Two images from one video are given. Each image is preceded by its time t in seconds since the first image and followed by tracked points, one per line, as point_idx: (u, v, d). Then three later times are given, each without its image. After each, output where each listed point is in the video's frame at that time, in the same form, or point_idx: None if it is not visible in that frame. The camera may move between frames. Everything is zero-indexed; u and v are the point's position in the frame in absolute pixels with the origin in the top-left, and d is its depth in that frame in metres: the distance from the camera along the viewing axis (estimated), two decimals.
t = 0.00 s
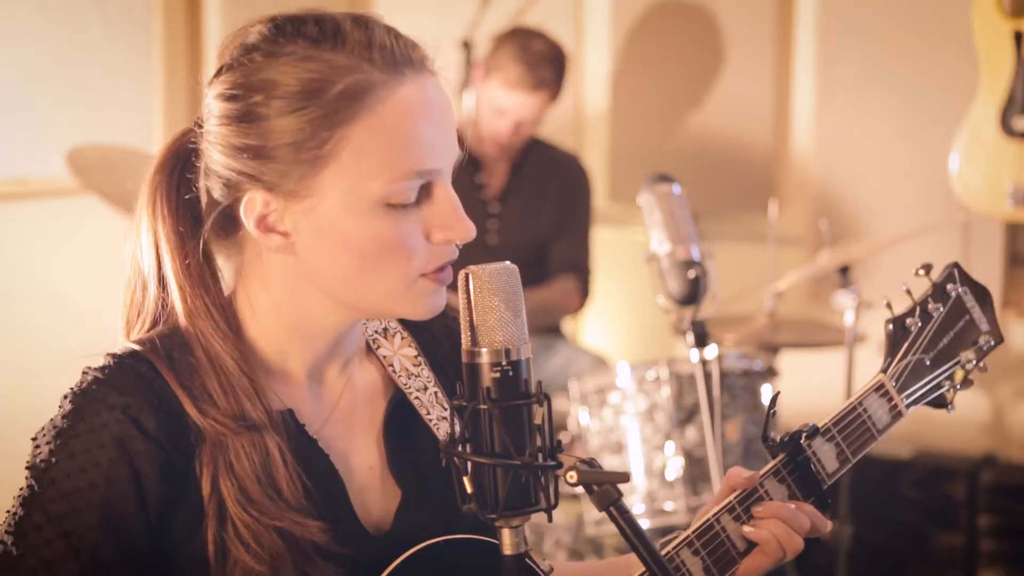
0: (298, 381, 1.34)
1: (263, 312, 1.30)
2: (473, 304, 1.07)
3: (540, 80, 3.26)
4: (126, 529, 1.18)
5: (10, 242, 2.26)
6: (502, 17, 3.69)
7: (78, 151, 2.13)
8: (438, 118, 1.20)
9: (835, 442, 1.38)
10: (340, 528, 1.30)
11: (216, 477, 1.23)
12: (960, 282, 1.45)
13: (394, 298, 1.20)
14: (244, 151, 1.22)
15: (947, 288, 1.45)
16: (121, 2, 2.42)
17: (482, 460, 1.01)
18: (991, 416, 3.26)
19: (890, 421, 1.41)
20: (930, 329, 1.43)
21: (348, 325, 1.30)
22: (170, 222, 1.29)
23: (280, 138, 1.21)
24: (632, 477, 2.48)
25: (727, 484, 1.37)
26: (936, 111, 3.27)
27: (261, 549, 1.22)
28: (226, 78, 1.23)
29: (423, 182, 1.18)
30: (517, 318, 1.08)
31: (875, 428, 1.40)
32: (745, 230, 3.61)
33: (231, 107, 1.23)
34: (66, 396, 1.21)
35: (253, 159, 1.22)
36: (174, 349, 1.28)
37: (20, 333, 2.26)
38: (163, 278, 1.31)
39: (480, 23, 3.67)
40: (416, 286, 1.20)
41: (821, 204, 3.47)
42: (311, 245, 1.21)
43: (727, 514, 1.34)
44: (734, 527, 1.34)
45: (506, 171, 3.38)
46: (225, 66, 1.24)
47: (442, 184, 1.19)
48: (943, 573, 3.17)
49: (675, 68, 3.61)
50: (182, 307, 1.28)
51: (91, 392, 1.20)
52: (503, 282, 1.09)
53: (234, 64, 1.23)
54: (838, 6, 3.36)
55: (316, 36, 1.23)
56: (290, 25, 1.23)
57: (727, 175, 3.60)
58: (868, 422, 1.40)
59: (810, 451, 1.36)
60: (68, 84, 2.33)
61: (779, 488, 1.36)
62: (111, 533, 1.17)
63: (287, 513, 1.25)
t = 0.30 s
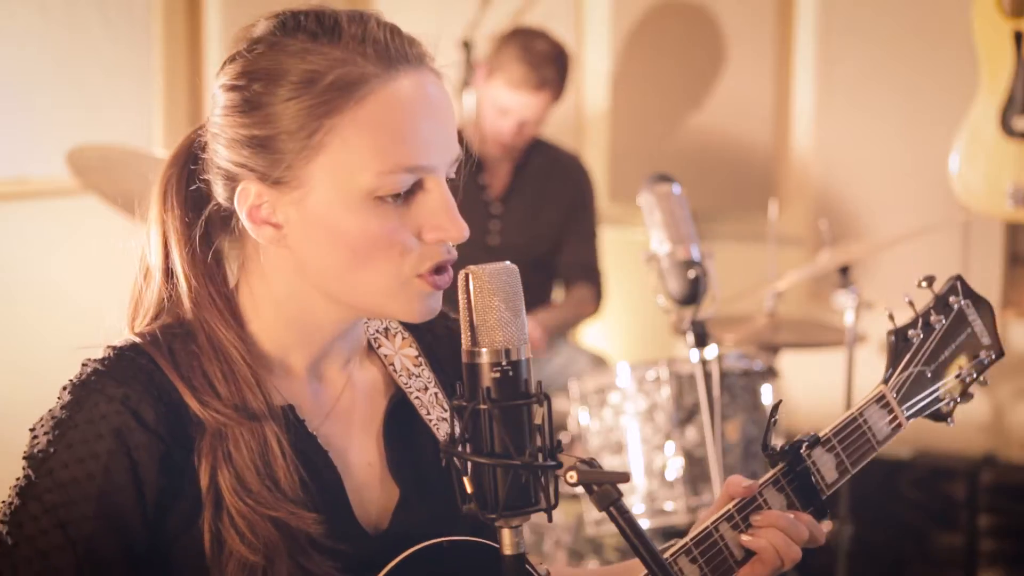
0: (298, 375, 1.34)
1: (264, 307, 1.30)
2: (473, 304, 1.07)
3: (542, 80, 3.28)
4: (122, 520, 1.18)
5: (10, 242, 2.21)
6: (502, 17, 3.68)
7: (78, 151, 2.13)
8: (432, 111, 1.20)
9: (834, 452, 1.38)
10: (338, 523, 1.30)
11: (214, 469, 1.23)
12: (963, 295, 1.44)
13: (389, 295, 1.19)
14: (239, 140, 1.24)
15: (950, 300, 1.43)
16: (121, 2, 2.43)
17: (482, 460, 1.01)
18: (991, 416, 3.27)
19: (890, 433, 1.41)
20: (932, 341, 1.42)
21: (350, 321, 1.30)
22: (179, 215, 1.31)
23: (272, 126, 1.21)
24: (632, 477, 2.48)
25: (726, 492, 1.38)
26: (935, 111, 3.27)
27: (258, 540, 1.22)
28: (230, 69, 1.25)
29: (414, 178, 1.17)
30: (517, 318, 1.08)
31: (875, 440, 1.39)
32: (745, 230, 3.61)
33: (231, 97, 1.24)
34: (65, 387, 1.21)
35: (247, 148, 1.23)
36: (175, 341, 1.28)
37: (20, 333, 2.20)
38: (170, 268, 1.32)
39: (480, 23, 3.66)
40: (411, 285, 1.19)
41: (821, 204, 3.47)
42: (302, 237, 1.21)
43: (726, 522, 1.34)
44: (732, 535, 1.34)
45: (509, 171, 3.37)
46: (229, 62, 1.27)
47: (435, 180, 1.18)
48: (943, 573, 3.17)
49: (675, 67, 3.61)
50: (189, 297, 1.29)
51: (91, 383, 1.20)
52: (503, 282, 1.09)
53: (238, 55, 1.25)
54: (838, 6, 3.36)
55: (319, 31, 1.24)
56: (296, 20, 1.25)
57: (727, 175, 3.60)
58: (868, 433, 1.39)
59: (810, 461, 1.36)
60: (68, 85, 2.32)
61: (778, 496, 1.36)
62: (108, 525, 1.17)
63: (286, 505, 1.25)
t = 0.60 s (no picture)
0: (299, 378, 1.33)
1: (267, 308, 1.30)
2: (473, 304, 1.07)
3: (549, 78, 3.18)
4: (127, 523, 1.17)
5: (10, 242, 2.21)
6: (502, 17, 3.63)
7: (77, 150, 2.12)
8: (429, 101, 1.20)
9: (826, 461, 1.38)
10: (341, 523, 1.30)
11: (219, 470, 1.22)
12: (949, 307, 1.43)
13: (392, 288, 1.19)
14: (237, 135, 1.24)
15: (937, 313, 1.43)
16: (120, 2, 2.43)
17: (482, 460, 1.01)
18: (991, 415, 3.27)
19: (880, 443, 1.41)
20: (920, 353, 1.42)
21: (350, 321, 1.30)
22: (181, 216, 1.31)
23: (270, 119, 1.21)
24: (632, 477, 2.48)
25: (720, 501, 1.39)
26: (935, 111, 3.27)
27: (262, 538, 1.22)
28: (228, 65, 1.25)
29: (412, 168, 1.17)
30: (517, 318, 1.08)
31: (865, 450, 1.39)
32: (745, 230, 3.60)
33: (229, 91, 1.24)
34: (68, 389, 1.20)
35: (247, 142, 1.23)
36: (178, 341, 1.28)
37: (20, 333, 2.22)
38: (172, 267, 1.32)
39: (480, 23, 3.62)
40: (414, 276, 1.19)
41: (821, 204, 3.47)
42: (300, 230, 1.21)
43: (721, 530, 1.34)
44: (727, 543, 1.34)
45: (514, 171, 3.35)
46: (226, 59, 1.27)
47: (433, 171, 1.18)
48: (943, 573, 3.17)
49: (675, 67, 3.58)
50: (191, 296, 1.29)
51: (94, 386, 1.20)
52: (503, 282, 1.09)
53: (236, 51, 1.25)
54: (838, 6, 3.37)
55: (317, 26, 1.25)
56: (294, 16, 1.26)
57: (727, 175, 3.58)
58: (858, 443, 1.39)
59: (802, 470, 1.37)
60: (68, 85, 2.32)
61: (772, 505, 1.36)
62: (113, 528, 1.16)
63: (290, 503, 1.25)
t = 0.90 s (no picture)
0: (302, 380, 1.33)
1: (268, 307, 1.29)
2: (473, 304, 1.07)
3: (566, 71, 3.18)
4: (132, 524, 1.17)
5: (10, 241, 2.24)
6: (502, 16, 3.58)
7: (77, 150, 2.11)
8: (418, 91, 1.19)
9: (820, 459, 1.37)
10: (343, 523, 1.30)
11: (223, 470, 1.22)
12: (937, 306, 1.44)
13: (382, 283, 1.19)
14: (231, 130, 1.24)
15: (925, 311, 1.43)
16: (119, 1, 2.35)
17: (482, 460, 1.01)
18: (991, 415, 3.27)
19: (873, 440, 1.41)
20: (910, 351, 1.43)
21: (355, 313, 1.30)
22: (185, 219, 1.32)
23: (262, 115, 1.21)
24: (632, 477, 2.48)
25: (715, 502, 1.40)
26: (934, 110, 3.27)
27: (265, 538, 1.22)
28: (222, 63, 1.26)
29: (401, 158, 1.17)
30: (517, 318, 1.08)
31: (858, 447, 1.40)
32: (745, 230, 3.60)
33: (223, 88, 1.25)
34: (71, 390, 1.20)
35: (241, 139, 1.23)
36: (180, 342, 1.27)
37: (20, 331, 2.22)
38: (175, 268, 1.32)
39: (479, 23, 3.54)
40: (398, 268, 1.19)
41: (822, 204, 3.47)
42: (293, 224, 1.21)
43: (719, 527, 1.34)
44: (725, 540, 1.34)
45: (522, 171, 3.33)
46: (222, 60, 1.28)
47: (423, 162, 1.18)
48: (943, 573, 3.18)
49: (675, 67, 3.58)
50: (196, 296, 1.29)
51: (98, 386, 1.19)
52: (503, 282, 1.10)
53: (231, 49, 1.26)
54: (837, 6, 3.37)
55: (309, 22, 1.25)
56: (287, 13, 1.26)
57: (727, 176, 3.58)
58: (850, 439, 1.40)
59: (797, 467, 1.36)
60: (65, 83, 2.30)
61: (768, 502, 1.36)
62: (118, 528, 1.16)
63: (293, 503, 1.26)
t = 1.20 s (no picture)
0: (302, 381, 1.33)
1: (270, 307, 1.29)
2: (473, 303, 1.07)
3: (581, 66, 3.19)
4: (135, 525, 1.17)
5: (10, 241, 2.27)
6: (503, 16, 3.55)
7: (77, 150, 2.11)
8: (424, 100, 1.19)
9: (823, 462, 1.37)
10: (344, 514, 1.29)
11: (226, 470, 1.23)
12: (940, 309, 1.46)
13: (367, 289, 1.19)
14: (236, 125, 1.25)
15: (928, 314, 1.44)
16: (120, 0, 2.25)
17: (482, 460, 1.01)
18: (991, 415, 3.27)
19: (875, 443, 1.41)
20: (913, 354, 1.44)
21: (355, 317, 1.30)
22: (196, 211, 1.33)
23: (266, 112, 1.22)
24: (632, 477, 2.48)
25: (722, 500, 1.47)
26: (934, 110, 3.27)
27: (267, 529, 1.23)
28: (236, 58, 1.27)
29: (397, 165, 1.17)
30: (517, 317, 1.08)
31: (861, 450, 1.40)
32: (745, 229, 3.60)
33: (234, 84, 1.26)
34: (74, 391, 1.20)
35: (244, 135, 1.23)
36: (183, 338, 1.28)
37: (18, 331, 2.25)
38: (183, 263, 1.32)
39: (480, 23, 3.52)
40: (387, 275, 1.19)
41: (821, 204, 3.47)
42: (288, 223, 1.21)
43: (720, 529, 1.33)
44: (726, 542, 1.33)
45: (531, 169, 3.30)
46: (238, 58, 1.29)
47: (420, 169, 1.18)
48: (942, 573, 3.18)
49: (676, 67, 3.58)
50: (203, 293, 1.30)
51: (100, 388, 1.19)
52: (503, 281, 1.10)
53: (247, 46, 1.27)
54: (837, 6, 3.37)
55: (324, 24, 1.26)
56: (303, 15, 1.27)
57: (727, 176, 3.58)
58: (854, 443, 1.39)
59: (800, 471, 1.36)
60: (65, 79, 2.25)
61: (770, 504, 1.36)
62: (120, 529, 1.16)
63: (294, 494, 1.26)
